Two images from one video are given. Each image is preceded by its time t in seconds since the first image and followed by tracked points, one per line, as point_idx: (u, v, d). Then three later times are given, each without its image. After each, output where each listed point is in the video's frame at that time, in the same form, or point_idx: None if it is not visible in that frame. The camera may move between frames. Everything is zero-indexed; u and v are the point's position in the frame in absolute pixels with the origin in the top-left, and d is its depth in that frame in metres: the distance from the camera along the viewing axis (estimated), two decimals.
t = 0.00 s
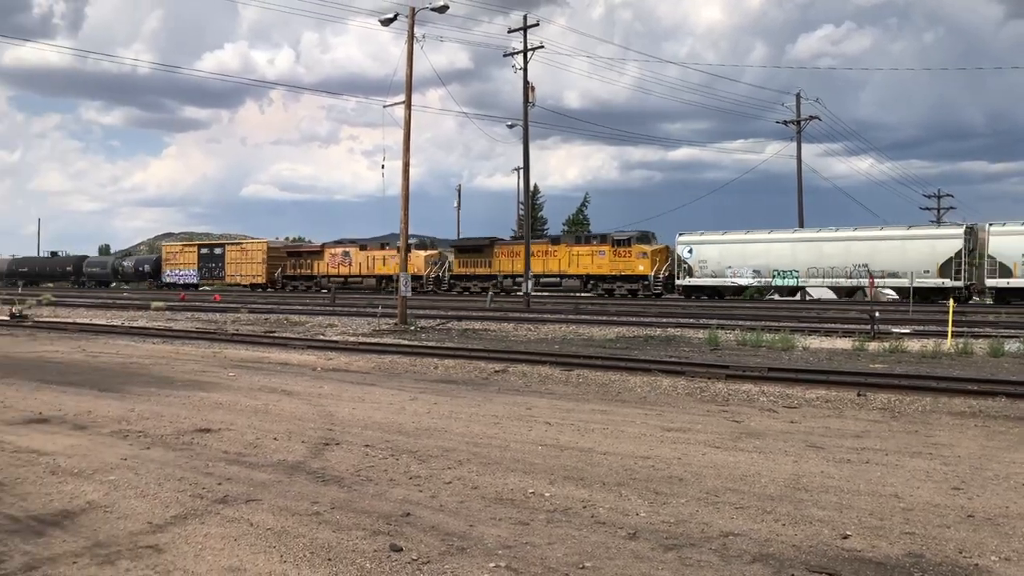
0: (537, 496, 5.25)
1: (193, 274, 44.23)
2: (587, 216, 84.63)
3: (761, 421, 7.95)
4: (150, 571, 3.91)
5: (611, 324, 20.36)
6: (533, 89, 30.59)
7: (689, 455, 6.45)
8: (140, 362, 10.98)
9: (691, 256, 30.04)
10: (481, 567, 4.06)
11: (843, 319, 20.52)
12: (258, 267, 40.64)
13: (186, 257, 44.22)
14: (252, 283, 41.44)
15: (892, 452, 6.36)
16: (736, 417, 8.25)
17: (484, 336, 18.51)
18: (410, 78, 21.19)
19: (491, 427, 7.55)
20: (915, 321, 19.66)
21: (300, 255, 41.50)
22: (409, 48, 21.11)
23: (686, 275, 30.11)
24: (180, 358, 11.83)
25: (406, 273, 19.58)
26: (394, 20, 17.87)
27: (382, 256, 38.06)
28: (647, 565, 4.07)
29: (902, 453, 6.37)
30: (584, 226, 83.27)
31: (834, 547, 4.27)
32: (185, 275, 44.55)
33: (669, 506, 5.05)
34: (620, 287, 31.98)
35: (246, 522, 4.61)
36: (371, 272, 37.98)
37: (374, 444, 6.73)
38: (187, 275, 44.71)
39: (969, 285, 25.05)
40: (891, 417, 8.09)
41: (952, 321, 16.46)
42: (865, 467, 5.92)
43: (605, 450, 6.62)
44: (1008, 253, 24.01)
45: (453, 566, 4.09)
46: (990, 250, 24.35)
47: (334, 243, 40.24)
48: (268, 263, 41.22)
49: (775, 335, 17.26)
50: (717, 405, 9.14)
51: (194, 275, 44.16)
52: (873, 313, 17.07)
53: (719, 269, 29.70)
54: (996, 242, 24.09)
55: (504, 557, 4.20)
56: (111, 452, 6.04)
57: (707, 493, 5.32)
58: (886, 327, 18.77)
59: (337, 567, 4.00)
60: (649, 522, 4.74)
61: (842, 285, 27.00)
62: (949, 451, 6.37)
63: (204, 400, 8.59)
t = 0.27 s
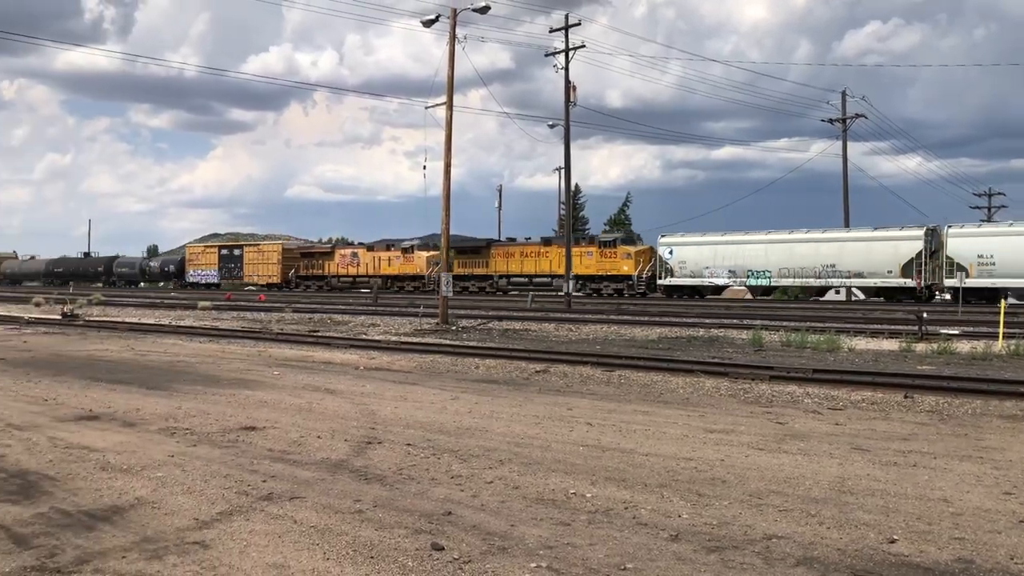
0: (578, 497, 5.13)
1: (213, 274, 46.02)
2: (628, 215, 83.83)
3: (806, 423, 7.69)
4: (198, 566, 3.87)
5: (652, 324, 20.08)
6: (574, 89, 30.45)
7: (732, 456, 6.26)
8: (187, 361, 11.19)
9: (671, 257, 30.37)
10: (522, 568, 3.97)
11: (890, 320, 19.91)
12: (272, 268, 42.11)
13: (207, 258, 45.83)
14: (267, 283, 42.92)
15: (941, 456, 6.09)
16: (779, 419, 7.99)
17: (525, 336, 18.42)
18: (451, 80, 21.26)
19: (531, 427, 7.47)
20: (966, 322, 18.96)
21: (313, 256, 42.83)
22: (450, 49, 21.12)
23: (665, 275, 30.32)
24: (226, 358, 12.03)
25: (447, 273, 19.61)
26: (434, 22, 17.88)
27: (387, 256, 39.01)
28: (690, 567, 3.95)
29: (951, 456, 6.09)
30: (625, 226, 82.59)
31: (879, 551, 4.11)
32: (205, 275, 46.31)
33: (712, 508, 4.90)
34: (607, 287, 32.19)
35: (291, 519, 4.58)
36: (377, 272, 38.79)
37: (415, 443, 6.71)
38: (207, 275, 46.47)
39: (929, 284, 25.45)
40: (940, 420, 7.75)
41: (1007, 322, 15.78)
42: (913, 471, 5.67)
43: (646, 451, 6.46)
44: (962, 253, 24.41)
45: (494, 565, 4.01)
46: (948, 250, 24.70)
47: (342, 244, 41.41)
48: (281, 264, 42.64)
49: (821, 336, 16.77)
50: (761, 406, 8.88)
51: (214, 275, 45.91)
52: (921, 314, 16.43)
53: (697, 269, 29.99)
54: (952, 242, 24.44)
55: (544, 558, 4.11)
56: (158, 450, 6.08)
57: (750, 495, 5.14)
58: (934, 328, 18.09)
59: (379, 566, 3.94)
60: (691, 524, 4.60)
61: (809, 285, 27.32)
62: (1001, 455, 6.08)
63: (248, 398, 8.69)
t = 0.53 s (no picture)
0: (616, 498, 5.03)
1: (231, 274, 48.01)
2: (667, 215, 82.84)
3: (847, 425, 7.43)
4: (238, 563, 3.86)
5: (691, 325, 19.75)
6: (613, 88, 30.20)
7: (772, 459, 6.07)
8: (228, 360, 11.35)
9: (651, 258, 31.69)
10: (559, 568, 3.89)
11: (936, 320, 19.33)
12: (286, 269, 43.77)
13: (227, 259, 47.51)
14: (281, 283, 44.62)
15: (988, 459, 5.84)
16: (820, 421, 7.74)
17: (563, 337, 18.31)
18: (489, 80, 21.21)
19: (569, 427, 7.38)
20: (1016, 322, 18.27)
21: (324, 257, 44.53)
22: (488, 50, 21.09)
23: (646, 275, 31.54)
24: (266, 356, 12.19)
25: (484, 273, 19.57)
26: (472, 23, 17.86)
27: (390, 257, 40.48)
28: (729, 571, 3.83)
29: (999, 460, 5.83)
30: (664, 226, 81.71)
31: (923, 556, 3.95)
32: (224, 275, 48.23)
33: (751, 510, 4.76)
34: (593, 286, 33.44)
35: (329, 518, 4.58)
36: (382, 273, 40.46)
37: (453, 443, 6.66)
38: (225, 274, 48.38)
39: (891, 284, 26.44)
40: (987, 423, 7.43)
41: None
42: (958, 474, 5.43)
43: (685, 452, 6.31)
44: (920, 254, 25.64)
45: (531, 566, 3.94)
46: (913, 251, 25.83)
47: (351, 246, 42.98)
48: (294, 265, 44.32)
49: (863, 337, 16.25)
50: (801, 408, 8.62)
51: (232, 275, 47.87)
52: (967, 315, 15.76)
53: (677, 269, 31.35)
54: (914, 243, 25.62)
55: (582, 558, 4.03)
56: (200, 447, 6.15)
57: (790, 498, 4.99)
58: (979, 329, 17.45)
59: (416, 565, 3.90)
60: (730, 526, 4.47)
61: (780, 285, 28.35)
62: None
63: (288, 397, 8.77)
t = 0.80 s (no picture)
0: (650, 499, 4.93)
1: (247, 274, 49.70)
2: (702, 215, 81.81)
3: (886, 427, 7.20)
4: (274, 560, 3.86)
5: (727, 325, 19.42)
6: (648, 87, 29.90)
7: (809, 461, 5.90)
8: (265, 359, 11.48)
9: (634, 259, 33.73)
10: (593, 568, 3.82)
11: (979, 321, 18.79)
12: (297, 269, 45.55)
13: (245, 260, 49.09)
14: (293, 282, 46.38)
15: None
16: (858, 423, 7.52)
17: (597, 337, 18.21)
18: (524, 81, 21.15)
19: (603, 428, 7.28)
20: None
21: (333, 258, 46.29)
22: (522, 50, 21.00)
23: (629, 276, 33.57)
24: (302, 356, 12.31)
25: (518, 273, 19.49)
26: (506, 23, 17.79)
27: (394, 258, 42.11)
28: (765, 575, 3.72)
29: None
30: (699, 226, 80.81)
31: (966, 561, 3.81)
32: (240, 275, 49.96)
33: (788, 513, 4.63)
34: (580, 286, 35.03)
35: (365, 516, 4.56)
36: (386, 273, 42.17)
37: (487, 443, 6.62)
38: (242, 274, 50.11)
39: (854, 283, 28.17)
40: None
41: None
42: (1001, 478, 5.23)
43: (721, 454, 6.17)
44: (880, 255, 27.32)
45: (566, 567, 3.87)
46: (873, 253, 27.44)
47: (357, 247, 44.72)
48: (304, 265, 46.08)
49: (903, 338, 15.78)
50: (839, 409, 8.39)
51: (248, 275, 49.58)
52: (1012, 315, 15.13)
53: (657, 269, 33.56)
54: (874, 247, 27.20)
55: (617, 559, 3.95)
56: (237, 445, 6.22)
57: (828, 500, 4.85)
58: (1021, 330, 16.86)
59: (450, 564, 3.86)
60: (766, 528, 4.35)
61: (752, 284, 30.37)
62: None
63: (324, 396, 8.83)
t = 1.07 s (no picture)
0: (686, 500, 4.84)
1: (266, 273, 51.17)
2: (739, 214, 80.75)
3: (925, 429, 6.98)
4: (312, 557, 3.88)
5: (765, 326, 19.07)
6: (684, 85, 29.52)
7: (847, 462, 5.74)
8: (303, 358, 11.61)
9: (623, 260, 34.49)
10: (629, 568, 3.77)
11: None
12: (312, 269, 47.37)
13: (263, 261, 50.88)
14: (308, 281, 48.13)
15: None
16: (896, 424, 7.30)
17: (632, 337, 18.08)
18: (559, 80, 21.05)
19: (638, 429, 7.19)
20: None
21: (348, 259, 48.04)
22: (557, 50, 20.89)
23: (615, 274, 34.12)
24: (339, 355, 12.40)
25: (553, 273, 19.39)
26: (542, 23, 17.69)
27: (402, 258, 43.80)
28: None
29: None
30: (736, 225, 79.79)
31: (1009, 566, 3.70)
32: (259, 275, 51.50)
33: (825, 515, 4.52)
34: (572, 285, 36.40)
35: (400, 514, 4.56)
36: (394, 273, 43.75)
37: (521, 442, 6.58)
38: (260, 274, 51.67)
39: (823, 284, 28.44)
40: None
41: None
42: None
43: (757, 455, 6.03)
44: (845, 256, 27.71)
45: (601, 566, 3.82)
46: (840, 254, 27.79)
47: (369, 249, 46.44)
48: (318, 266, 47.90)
49: (944, 339, 15.31)
50: (878, 411, 8.15)
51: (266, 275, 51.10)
52: None
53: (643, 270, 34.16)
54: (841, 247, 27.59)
55: (651, 560, 3.88)
56: (275, 443, 6.29)
57: (866, 503, 4.72)
58: None
59: (486, 562, 3.84)
60: (803, 530, 4.26)
61: (728, 284, 30.99)
62: None
63: (360, 395, 8.89)
